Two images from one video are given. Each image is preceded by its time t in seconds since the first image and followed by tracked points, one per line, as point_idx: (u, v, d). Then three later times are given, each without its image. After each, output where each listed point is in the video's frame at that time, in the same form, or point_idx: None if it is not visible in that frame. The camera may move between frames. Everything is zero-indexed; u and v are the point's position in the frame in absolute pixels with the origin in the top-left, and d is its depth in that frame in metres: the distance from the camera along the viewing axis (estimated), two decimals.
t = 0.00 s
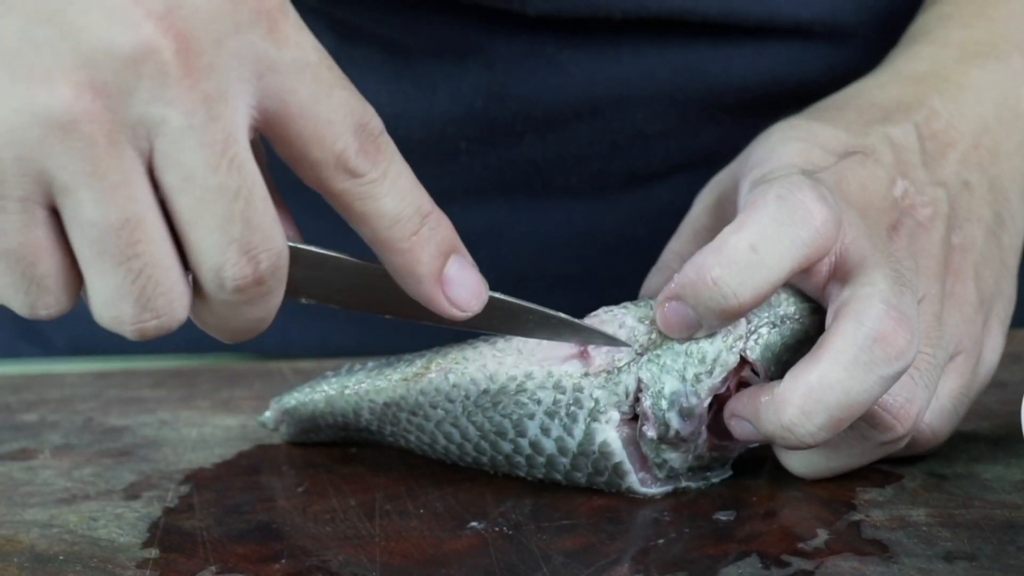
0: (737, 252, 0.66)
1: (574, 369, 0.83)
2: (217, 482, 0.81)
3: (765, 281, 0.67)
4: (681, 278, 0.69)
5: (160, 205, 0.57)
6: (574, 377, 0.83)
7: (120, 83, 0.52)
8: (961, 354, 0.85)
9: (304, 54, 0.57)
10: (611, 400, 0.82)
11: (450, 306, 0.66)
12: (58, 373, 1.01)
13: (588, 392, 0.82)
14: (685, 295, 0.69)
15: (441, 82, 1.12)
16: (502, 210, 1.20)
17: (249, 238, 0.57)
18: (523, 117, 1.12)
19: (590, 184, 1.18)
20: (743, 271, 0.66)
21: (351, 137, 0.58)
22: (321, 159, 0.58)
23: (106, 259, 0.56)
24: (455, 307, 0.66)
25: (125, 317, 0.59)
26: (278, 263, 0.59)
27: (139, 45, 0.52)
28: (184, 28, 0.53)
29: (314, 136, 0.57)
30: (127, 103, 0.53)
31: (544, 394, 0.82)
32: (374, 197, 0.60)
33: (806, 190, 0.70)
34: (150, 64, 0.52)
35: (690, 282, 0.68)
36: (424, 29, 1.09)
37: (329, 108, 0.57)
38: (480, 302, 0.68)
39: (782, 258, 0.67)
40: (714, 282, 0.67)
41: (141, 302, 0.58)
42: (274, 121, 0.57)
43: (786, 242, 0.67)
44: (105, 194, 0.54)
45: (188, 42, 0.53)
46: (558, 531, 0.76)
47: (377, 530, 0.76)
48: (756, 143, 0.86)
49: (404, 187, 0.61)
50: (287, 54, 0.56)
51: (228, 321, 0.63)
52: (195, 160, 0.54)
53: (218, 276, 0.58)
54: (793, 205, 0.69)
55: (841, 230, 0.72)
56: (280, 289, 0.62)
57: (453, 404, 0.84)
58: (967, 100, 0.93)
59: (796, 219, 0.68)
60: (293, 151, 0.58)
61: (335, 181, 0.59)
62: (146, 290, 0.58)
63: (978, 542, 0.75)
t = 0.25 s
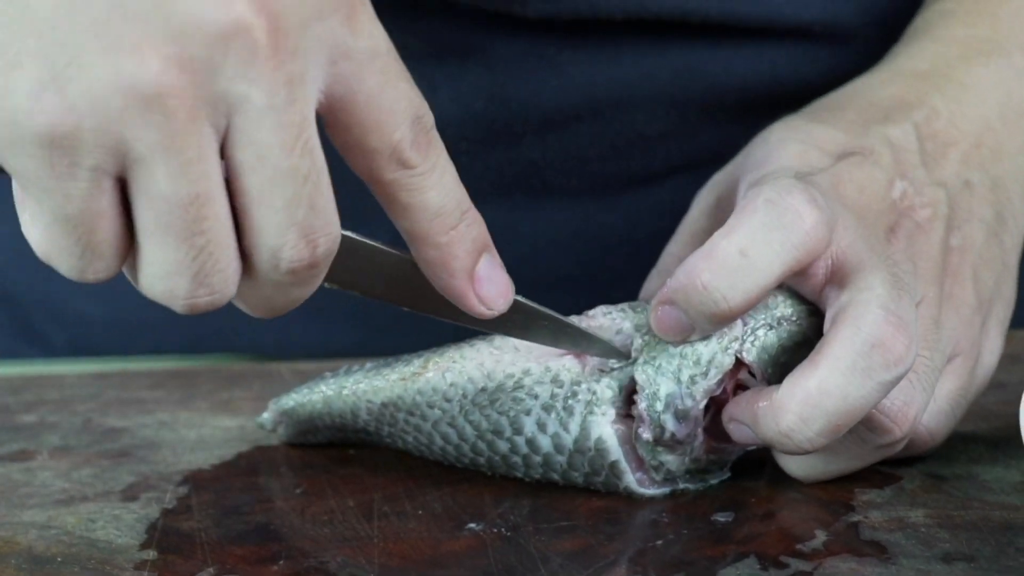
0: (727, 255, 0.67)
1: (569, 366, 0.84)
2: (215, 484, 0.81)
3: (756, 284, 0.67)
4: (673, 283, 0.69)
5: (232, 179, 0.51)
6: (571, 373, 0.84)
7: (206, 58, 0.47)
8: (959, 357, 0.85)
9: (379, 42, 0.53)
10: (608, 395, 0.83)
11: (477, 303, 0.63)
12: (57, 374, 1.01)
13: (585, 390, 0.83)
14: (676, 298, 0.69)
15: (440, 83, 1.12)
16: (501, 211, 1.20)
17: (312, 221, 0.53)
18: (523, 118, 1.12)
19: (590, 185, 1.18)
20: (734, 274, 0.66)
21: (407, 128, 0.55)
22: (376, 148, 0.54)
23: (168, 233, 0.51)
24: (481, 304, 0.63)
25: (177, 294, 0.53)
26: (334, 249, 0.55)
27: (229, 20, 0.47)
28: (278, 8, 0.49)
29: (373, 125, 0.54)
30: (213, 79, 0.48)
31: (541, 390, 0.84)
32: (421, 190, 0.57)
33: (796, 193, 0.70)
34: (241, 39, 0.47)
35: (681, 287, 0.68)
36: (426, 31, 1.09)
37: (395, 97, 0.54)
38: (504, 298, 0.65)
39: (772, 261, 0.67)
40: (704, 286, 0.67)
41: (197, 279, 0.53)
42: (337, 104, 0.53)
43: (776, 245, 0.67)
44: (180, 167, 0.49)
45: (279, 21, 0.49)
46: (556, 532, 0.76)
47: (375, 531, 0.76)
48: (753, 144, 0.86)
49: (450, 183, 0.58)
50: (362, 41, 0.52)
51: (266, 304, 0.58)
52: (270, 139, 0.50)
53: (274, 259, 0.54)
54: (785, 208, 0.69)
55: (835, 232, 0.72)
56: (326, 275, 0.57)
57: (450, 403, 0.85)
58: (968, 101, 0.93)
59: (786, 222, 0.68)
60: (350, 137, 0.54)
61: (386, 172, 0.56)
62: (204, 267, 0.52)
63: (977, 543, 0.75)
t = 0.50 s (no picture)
0: (722, 268, 0.67)
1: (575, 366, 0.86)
2: (216, 484, 0.81)
3: (751, 295, 0.67)
4: (668, 295, 0.69)
5: (353, 190, 0.49)
6: (575, 373, 0.85)
7: (350, 67, 0.44)
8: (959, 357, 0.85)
9: (497, 57, 0.50)
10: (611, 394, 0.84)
11: (543, 321, 0.62)
12: (58, 376, 1.01)
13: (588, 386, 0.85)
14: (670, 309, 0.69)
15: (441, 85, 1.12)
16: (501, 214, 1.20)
17: (422, 234, 0.51)
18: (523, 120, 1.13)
19: (589, 187, 1.18)
20: (730, 286, 0.66)
21: (509, 143, 0.52)
22: (477, 161, 0.52)
23: (289, 246, 0.49)
24: (547, 320, 0.62)
25: (282, 299, 0.51)
26: (436, 260, 0.53)
27: (383, 34, 0.44)
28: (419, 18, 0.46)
29: (478, 136, 0.51)
30: (351, 92, 0.45)
31: (544, 388, 0.85)
32: (512, 207, 0.54)
33: (789, 203, 0.70)
34: (387, 54, 0.45)
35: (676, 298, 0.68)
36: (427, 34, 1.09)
37: (506, 113, 0.51)
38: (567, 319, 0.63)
39: (768, 272, 0.67)
40: (699, 298, 0.67)
41: (304, 288, 0.51)
42: (450, 114, 0.50)
43: (770, 256, 0.67)
44: (312, 182, 0.46)
45: (421, 36, 0.46)
46: (558, 532, 0.76)
47: (376, 532, 0.76)
48: (748, 143, 0.87)
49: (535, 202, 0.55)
50: (482, 53, 0.50)
51: (354, 305, 0.56)
52: (399, 154, 0.47)
53: (383, 268, 0.52)
54: (776, 219, 0.69)
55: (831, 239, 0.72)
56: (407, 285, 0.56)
57: (453, 401, 0.86)
58: (967, 100, 0.93)
59: (779, 234, 0.68)
60: (453, 147, 0.51)
61: (481, 186, 0.53)
62: (315, 278, 0.51)
63: (978, 544, 0.75)
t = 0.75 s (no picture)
0: (727, 280, 0.67)
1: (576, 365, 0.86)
2: (216, 484, 0.81)
3: (756, 307, 0.67)
4: (672, 304, 0.69)
5: (394, 211, 0.49)
6: (577, 373, 0.86)
7: (402, 93, 0.44)
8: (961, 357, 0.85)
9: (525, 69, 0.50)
10: (612, 394, 0.84)
11: (564, 334, 0.62)
12: (59, 376, 1.01)
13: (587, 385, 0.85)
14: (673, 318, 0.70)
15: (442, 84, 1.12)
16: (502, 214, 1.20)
17: (456, 256, 0.52)
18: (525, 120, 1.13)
19: (590, 187, 1.18)
20: (733, 299, 0.67)
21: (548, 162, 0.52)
22: (515, 178, 0.51)
23: (324, 265, 0.49)
24: (568, 335, 0.62)
25: (310, 313, 0.52)
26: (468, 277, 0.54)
27: (436, 61, 0.44)
28: (475, 45, 0.46)
29: (518, 153, 0.50)
30: (401, 118, 0.45)
31: (543, 388, 0.85)
32: (545, 224, 0.54)
33: (795, 215, 0.69)
34: (436, 83, 0.45)
35: (680, 308, 0.69)
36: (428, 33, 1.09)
37: (545, 132, 0.51)
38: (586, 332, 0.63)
39: (773, 285, 0.67)
40: (702, 309, 0.67)
41: (332, 305, 0.52)
42: (493, 130, 0.50)
43: (774, 270, 0.67)
44: (353, 206, 0.46)
45: (474, 63, 0.46)
46: (559, 532, 0.76)
47: (376, 532, 0.76)
48: (753, 141, 0.87)
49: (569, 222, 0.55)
50: (528, 75, 0.49)
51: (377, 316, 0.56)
52: (441, 178, 0.48)
53: (413, 287, 0.52)
54: (782, 232, 0.69)
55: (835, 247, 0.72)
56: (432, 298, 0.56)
57: (453, 400, 0.86)
58: (971, 99, 0.93)
59: (784, 247, 0.68)
60: (490, 161, 0.51)
61: (514, 201, 0.53)
62: (343, 295, 0.51)
63: (979, 544, 0.75)
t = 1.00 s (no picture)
0: (728, 286, 0.67)
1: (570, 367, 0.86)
2: (218, 484, 0.81)
3: (756, 313, 0.67)
4: (674, 311, 0.69)
5: (402, 212, 0.50)
6: (575, 376, 0.86)
7: (415, 95, 0.45)
8: (964, 359, 0.85)
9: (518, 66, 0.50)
10: (609, 397, 0.84)
11: (564, 344, 0.63)
12: (61, 375, 1.01)
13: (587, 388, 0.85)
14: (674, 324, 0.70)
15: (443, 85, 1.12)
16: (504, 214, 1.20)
17: (463, 259, 0.52)
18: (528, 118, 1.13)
19: (592, 187, 1.18)
20: (734, 305, 0.67)
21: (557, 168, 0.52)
22: (522, 183, 0.52)
23: (331, 264, 0.50)
24: (569, 343, 0.63)
25: (316, 310, 0.53)
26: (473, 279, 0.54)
27: (455, 67, 0.45)
28: (491, 50, 0.46)
29: (529, 161, 0.51)
30: (417, 120, 0.46)
31: (543, 393, 0.85)
32: (553, 231, 0.54)
33: (796, 219, 0.69)
34: (454, 87, 0.45)
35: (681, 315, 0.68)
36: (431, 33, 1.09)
37: (555, 140, 0.51)
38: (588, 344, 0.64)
39: (773, 292, 0.67)
40: (704, 316, 0.67)
41: (339, 303, 0.52)
42: (504, 138, 0.50)
43: (775, 276, 0.67)
44: (364, 205, 0.47)
45: (492, 70, 0.46)
46: (561, 533, 0.76)
47: (378, 532, 0.76)
48: (753, 141, 0.87)
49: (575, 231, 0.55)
50: (542, 81, 0.49)
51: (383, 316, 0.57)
52: (453, 182, 0.48)
53: (418, 288, 0.53)
54: (782, 237, 0.68)
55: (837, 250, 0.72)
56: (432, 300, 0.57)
57: (454, 404, 0.86)
58: (973, 100, 0.92)
59: (785, 253, 0.68)
60: (499, 166, 0.52)
61: (522, 207, 0.53)
62: (348, 294, 0.52)
63: (981, 544, 0.75)
